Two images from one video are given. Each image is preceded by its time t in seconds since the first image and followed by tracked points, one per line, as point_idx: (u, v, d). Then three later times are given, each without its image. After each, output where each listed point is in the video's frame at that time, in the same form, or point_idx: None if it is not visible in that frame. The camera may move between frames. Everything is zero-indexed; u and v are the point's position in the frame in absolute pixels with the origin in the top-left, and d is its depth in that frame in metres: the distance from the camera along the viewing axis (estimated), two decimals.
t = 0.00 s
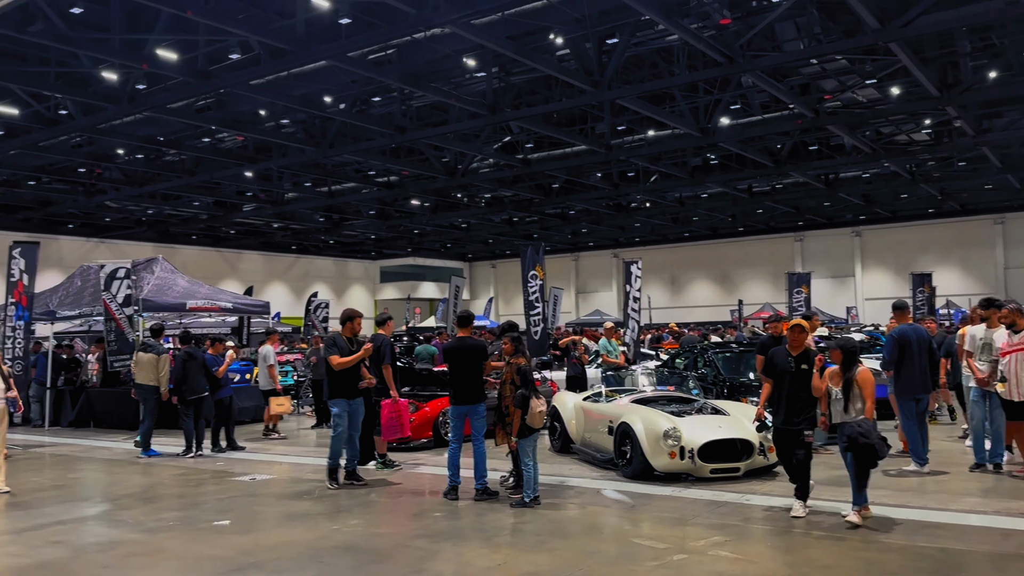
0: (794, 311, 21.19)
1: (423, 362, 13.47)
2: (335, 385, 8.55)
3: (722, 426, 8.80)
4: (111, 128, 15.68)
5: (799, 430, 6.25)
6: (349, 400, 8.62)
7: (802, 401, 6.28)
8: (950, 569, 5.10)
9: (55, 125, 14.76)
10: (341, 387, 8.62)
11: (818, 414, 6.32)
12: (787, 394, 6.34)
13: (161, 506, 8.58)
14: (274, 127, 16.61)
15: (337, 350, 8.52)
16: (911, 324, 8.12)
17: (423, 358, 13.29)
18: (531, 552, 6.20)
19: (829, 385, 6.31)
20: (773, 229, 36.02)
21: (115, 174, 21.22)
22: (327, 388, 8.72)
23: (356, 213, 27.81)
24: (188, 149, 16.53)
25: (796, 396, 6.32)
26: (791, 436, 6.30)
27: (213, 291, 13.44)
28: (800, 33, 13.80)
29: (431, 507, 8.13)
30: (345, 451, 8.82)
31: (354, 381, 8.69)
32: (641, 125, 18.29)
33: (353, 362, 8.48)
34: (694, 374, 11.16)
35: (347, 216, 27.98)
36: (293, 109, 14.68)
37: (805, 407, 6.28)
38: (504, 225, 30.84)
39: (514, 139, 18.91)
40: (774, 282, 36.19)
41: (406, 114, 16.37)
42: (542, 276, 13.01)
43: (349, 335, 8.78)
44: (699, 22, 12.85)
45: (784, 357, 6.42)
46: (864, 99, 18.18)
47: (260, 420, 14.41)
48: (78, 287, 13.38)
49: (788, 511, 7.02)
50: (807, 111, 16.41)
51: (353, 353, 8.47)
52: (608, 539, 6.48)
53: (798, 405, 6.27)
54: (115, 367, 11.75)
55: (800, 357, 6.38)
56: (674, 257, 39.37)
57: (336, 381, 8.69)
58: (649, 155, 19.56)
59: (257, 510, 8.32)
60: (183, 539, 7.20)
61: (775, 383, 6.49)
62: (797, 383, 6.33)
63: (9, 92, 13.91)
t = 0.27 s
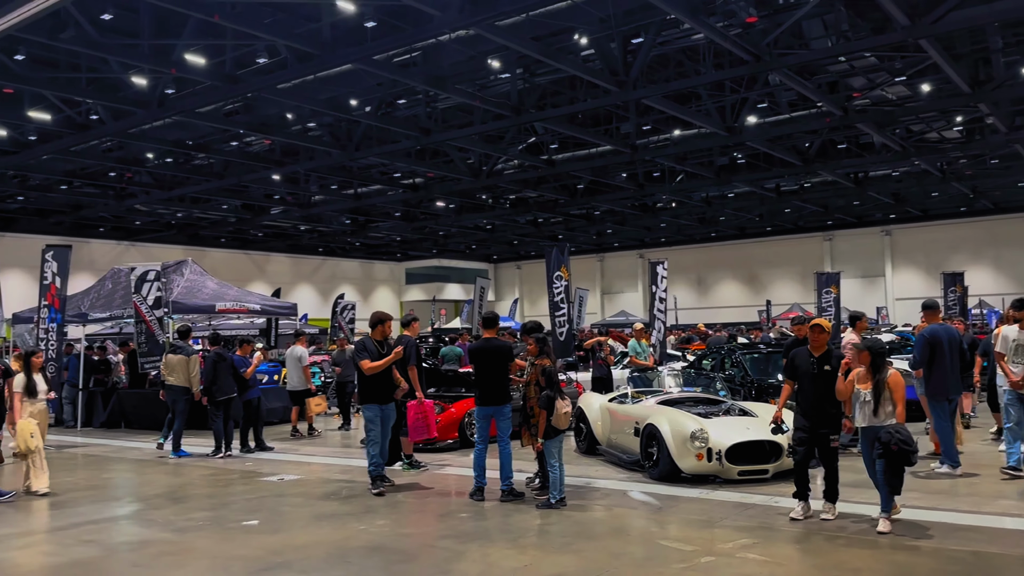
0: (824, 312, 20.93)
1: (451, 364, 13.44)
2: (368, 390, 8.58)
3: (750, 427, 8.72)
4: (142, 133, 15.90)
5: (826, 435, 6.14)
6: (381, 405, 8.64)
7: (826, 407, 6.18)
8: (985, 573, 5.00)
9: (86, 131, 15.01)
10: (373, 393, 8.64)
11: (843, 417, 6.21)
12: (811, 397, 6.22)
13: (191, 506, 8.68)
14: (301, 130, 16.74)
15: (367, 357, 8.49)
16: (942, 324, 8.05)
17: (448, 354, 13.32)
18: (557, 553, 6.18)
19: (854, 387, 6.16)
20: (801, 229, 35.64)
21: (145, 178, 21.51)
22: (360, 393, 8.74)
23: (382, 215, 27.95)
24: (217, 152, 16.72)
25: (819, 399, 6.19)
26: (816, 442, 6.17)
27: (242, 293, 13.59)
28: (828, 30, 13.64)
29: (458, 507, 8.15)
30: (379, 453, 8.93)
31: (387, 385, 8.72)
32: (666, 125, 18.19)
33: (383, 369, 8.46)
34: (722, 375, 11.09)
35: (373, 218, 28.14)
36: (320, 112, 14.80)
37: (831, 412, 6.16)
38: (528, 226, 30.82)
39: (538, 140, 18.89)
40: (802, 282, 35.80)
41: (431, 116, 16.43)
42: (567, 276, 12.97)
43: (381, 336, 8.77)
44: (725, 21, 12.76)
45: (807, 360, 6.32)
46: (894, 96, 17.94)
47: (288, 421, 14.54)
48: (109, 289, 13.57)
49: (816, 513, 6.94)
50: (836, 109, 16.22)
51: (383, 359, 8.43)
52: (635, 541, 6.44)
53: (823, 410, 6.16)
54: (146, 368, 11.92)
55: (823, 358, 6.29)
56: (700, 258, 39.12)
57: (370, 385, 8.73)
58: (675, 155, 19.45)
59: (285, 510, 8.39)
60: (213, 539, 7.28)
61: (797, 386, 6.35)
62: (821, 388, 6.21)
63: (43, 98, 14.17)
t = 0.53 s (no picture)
0: (857, 312, 20.65)
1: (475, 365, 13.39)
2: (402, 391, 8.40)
3: (782, 430, 8.63)
4: (175, 138, 16.14)
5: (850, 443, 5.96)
6: (415, 405, 8.45)
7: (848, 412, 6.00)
8: None
9: (121, 136, 15.27)
10: (407, 394, 8.45)
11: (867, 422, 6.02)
12: (831, 405, 6.03)
13: (224, 506, 8.78)
14: (331, 134, 16.88)
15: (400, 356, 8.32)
16: (979, 324, 7.91)
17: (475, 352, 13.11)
18: (587, 555, 6.16)
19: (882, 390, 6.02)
20: (833, 228, 35.20)
21: (179, 182, 21.81)
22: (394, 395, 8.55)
23: (411, 218, 28.11)
24: (248, 156, 16.93)
25: (841, 406, 6.01)
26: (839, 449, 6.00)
27: (273, 295, 13.73)
28: (859, 27, 13.47)
29: (487, 509, 8.15)
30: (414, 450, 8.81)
31: (421, 385, 8.53)
32: (695, 124, 18.07)
33: (417, 367, 8.27)
34: (753, 377, 10.96)
35: (401, 220, 28.28)
36: (349, 115, 14.92)
37: (853, 418, 5.98)
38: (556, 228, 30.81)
39: (566, 141, 18.86)
40: (835, 283, 35.36)
41: (458, 119, 16.48)
42: (596, 278, 12.92)
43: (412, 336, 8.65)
44: (754, 19, 12.67)
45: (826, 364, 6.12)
46: (928, 93, 17.66)
47: (318, 422, 14.66)
48: (143, 292, 13.76)
49: (850, 516, 6.84)
50: (868, 107, 16.02)
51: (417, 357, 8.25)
52: (665, 544, 6.39)
53: (845, 418, 5.99)
54: (180, 369, 12.07)
55: (842, 362, 6.07)
56: (730, 258, 38.81)
57: (403, 387, 8.55)
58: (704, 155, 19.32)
59: (316, 511, 8.45)
60: (245, 539, 7.35)
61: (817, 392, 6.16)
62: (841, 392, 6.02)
63: (79, 104, 14.44)
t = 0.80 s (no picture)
0: (894, 313, 20.33)
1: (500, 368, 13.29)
2: (441, 393, 8.32)
3: (818, 433, 8.51)
4: (210, 144, 16.38)
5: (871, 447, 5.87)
6: (455, 408, 8.35)
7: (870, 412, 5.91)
8: None
9: (157, 142, 15.50)
10: (446, 396, 8.36)
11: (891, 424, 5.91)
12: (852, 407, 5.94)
13: (260, 507, 8.88)
14: (363, 138, 17.01)
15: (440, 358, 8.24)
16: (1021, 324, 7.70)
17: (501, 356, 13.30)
18: (620, 558, 6.13)
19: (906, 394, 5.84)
20: (868, 228, 34.69)
21: (214, 187, 22.11)
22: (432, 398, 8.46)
23: (442, 221, 28.20)
24: (281, 161, 17.10)
25: (863, 409, 5.91)
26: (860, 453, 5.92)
27: (307, 298, 13.86)
28: (895, 24, 13.26)
29: (519, 511, 8.15)
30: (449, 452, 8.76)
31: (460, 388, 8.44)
32: (728, 123, 17.93)
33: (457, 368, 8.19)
34: (788, 379, 10.80)
35: (433, 223, 28.39)
36: (381, 119, 15.02)
37: (876, 420, 5.90)
38: (588, 230, 30.72)
39: (597, 142, 18.80)
40: (871, 283, 34.83)
41: (489, 121, 16.50)
42: (628, 279, 12.86)
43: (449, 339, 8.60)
44: (787, 17, 12.52)
45: (846, 364, 6.01)
46: (966, 90, 17.34)
47: (351, 423, 14.78)
48: (180, 296, 13.95)
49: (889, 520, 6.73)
50: (905, 104, 15.77)
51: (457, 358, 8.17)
52: (700, 548, 6.34)
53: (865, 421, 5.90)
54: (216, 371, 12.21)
55: (864, 363, 5.98)
56: (764, 259, 38.43)
57: (441, 389, 8.47)
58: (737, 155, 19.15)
59: (350, 512, 8.51)
60: (281, 539, 7.43)
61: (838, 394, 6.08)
62: (864, 394, 5.93)
63: (117, 111, 14.69)
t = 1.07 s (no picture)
0: (936, 315, 19.95)
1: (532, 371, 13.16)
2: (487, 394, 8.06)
3: (859, 436, 8.36)
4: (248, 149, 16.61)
5: (894, 451, 5.78)
6: (501, 412, 8.12)
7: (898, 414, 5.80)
8: None
9: (196, 148, 15.75)
10: (493, 400, 8.13)
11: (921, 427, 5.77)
12: (879, 411, 5.85)
13: (298, 508, 8.97)
14: (397, 142, 17.12)
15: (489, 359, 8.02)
16: None
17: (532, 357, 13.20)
18: (657, 562, 6.09)
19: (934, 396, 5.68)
20: (908, 228, 34.11)
21: (252, 193, 22.41)
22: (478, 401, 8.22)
23: (475, 223, 28.29)
24: (317, 166, 17.28)
25: (889, 412, 5.81)
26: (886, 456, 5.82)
27: (342, 301, 13.99)
28: (935, 20, 13.02)
29: (554, 514, 8.14)
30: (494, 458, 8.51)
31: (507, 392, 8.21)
32: (764, 123, 17.75)
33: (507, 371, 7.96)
34: (826, 381, 10.64)
35: (466, 226, 28.49)
36: (415, 124, 15.11)
37: (902, 423, 5.79)
38: (621, 231, 30.61)
39: (631, 144, 18.72)
40: (911, 284, 34.22)
41: (523, 124, 16.52)
42: (662, 281, 12.78)
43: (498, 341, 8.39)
44: (824, 15, 12.36)
45: (875, 366, 5.92)
46: (1010, 86, 16.96)
47: (386, 426, 14.89)
48: (219, 299, 14.15)
49: (934, 526, 6.59)
50: (946, 102, 15.47)
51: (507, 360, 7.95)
52: (738, 552, 6.27)
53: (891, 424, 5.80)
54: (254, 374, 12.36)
55: (894, 367, 5.86)
56: (801, 260, 37.95)
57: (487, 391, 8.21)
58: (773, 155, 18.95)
59: (387, 513, 8.57)
60: (319, 540, 7.50)
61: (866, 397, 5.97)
62: (891, 397, 5.82)
63: (156, 119, 14.95)
